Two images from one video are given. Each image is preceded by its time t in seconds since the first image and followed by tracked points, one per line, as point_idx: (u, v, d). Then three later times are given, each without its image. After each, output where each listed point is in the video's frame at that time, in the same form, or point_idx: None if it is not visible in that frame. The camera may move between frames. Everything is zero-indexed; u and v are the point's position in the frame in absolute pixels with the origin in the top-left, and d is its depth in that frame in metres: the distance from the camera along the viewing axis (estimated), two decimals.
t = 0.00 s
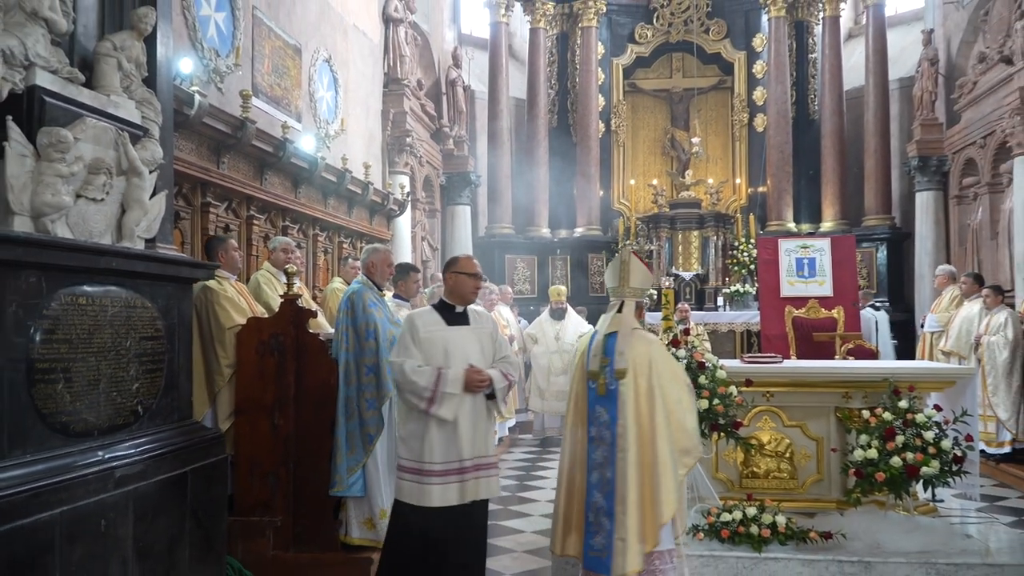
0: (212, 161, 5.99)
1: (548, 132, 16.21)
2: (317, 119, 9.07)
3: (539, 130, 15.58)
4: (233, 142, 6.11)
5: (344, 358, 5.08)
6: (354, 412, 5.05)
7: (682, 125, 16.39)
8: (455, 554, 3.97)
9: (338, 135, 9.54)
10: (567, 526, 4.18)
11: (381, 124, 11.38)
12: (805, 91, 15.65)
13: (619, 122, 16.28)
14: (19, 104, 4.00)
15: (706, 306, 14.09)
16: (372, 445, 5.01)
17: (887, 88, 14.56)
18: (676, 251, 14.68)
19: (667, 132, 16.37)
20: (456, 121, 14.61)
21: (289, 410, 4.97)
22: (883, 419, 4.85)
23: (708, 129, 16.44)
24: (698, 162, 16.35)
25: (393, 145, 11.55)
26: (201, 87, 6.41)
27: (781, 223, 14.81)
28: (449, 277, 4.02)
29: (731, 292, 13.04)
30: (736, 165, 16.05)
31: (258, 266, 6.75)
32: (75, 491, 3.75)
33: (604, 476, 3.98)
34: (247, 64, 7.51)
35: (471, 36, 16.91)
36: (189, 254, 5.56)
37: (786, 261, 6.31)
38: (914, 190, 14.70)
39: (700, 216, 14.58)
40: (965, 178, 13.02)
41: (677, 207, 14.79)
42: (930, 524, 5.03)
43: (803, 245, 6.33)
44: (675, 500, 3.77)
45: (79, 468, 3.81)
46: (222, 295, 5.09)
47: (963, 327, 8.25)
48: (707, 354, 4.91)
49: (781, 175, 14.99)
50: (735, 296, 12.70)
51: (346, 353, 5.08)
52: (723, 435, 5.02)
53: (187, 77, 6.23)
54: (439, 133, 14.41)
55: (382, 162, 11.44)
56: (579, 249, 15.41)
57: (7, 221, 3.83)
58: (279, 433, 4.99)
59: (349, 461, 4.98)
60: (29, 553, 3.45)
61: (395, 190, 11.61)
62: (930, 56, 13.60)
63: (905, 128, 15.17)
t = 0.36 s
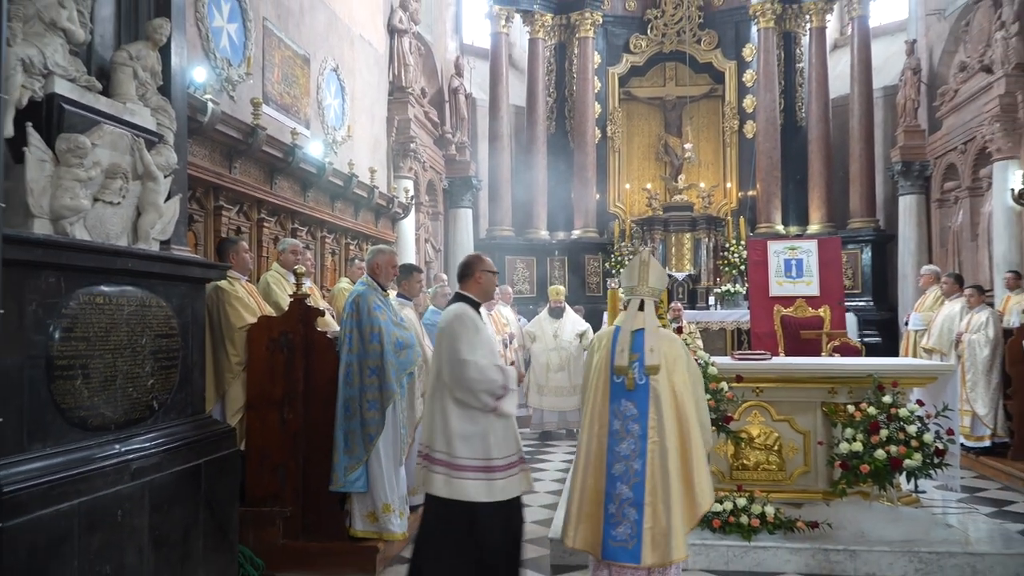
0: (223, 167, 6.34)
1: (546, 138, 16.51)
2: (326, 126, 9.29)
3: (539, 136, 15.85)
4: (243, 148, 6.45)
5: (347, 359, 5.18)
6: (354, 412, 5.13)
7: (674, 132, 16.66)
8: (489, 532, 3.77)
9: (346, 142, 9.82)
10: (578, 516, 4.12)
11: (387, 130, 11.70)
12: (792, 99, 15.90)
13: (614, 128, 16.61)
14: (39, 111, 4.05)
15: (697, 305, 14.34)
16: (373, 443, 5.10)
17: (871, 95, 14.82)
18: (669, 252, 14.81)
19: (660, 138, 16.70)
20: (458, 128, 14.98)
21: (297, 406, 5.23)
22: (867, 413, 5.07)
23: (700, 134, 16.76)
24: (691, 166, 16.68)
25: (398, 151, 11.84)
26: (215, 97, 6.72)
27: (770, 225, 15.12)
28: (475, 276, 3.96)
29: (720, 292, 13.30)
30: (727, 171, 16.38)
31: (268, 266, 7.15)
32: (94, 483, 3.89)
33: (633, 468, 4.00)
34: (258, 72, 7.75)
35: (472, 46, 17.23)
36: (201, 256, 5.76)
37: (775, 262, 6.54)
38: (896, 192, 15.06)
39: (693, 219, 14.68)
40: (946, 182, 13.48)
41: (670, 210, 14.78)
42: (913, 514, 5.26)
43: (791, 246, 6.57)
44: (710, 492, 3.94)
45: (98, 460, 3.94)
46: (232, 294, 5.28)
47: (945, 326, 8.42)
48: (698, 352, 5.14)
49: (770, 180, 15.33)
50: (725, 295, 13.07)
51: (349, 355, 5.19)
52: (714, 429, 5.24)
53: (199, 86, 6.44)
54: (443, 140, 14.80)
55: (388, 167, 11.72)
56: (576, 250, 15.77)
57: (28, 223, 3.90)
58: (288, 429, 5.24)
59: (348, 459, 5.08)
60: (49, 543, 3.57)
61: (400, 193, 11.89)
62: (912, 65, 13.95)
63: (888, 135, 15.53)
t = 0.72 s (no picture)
0: (235, 172, 6.63)
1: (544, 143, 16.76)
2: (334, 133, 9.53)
3: (538, 141, 16.11)
4: (254, 154, 6.75)
5: (352, 354, 5.36)
6: (359, 405, 5.32)
7: (668, 138, 16.88)
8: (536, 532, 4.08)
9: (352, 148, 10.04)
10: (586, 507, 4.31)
11: (392, 137, 11.93)
12: (781, 107, 16.12)
13: (610, 135, 16.83)
14: (57, 119, 4.09)
15: (690, 304, 14.62)
16: (376, 435, 5.30)
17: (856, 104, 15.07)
18: (663, 255, 15.21)
19: (655, 144, 16.95)
20: (461, 134, 15.23)
21: (306, 402, 5.46)
22: (853, 408, 5.27)
23: (693, 140, 16.98)
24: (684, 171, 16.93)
25: (402, 157, 12.08)
26: (227, 104, 6.99)
27: (760, 228, 15.38)
28: (507, 281, 4.29)
29: (713, 291, 13.66)
30: (718, 175, 16.57)
31: (278, 266, 7.48)
32: (110, 475, 3.95)
33: (641, 460, 4.20)
34: (269, 81, 7.99)
35: (474, 56, 17.51)
36: (213, 258, 5.95)
37: (764, 264, 6.78)
38: (879, 197, 15.25)
39: (685, 221, 15.08)
40: (929, 187, 13.75)
41: (664, 214, 15.29)
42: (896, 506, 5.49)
43: (780, 248, 6.80)
44: (716, 484, 4.23)
45: (113, 454, 4.01)
46: (244, 294, 5.50)
47: (927, 324, 8.85)
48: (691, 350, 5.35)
49: (760, 184, 15.60)
50: (716, 295, 13.38)
51: (355, 350, 5.37)
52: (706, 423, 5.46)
53: (213, 95, 6.64)
54: (445, 146, 15.08)
55: (393, 172, 11.97)
56: (574, 252, 16.02)
57: (47, 225, 3.95)
58: (298, 424, 5.47)
59: (352, 449, 5.29)
60: (67, 535, 3.60)
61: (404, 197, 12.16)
62: (896, 75, 14.14)
63: (872, 142, 15.73)
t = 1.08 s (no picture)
0: (244, 177, 6.88)
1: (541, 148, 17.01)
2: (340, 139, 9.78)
3: (536, 147, 16.40)
4: (263, 159, 6.99)
5: (361, 348, 5.63)
6: (367, 396, 5.55)
7: (661, 143, 17.14)
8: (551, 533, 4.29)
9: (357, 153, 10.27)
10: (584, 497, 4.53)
11: (395, 144, 12.16)
12: (770, 115, 16.34)
13: (606, 141, 17.06)
14: (75, 126, 4.07)
15: (683, 304, 14.89)
16: (382, 425, 5.51)
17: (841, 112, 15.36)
18: (655, 257, 15.52)
19: (649, 149, 17.21)
20: (462, 140, 15.46)
21: (313, 397, 5.68)
22: (837, 403, 5.49)
23: (684, 145, 17.25)
24: (678, 176, 17.20)
25: (405, 162, 12.32)
26: (237, 111, 7.24)
27: (749, 230, 15.66)
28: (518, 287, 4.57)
29: (702, 291, 14.11)
30: (709, 180, 16.80)
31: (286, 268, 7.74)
32: (125, 468, 4.02)
33: (637, 450, 4.44)
34: (277, 89, 8.22)
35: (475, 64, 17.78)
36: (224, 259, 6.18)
37: (753, 264, 7.01)
38: (863, 202, 15.50)
39: (677, 225, 15.40)
40: (909, 192, 14.03)
41: (657, 217, 15.62)
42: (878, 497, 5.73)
43: (768, 250, 7.04)
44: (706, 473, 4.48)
45: (129, 447, 4.09)
46: (252, 294, 5.67)
47: (909, 322, 9.15)
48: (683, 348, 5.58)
49: (749, 189, 15.86)
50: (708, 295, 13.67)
51: (364, 343, 5.64)
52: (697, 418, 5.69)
53: (224, 102, 6.91)
54: (447, 151, 15.33)
55: (396, 177, 12.21)
56: (571, 253, 16.26)
57: (65, 228, 3.96)
58: (305, 418, 5.69)
59: (359, 438, 5.51)
60: (85, 524, 3.69)
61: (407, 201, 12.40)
62: (878, 84, 14.45)
63: (855, 147, 15.96)
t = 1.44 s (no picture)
0: (243, 178, 6.90)
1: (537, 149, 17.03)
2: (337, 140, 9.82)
3: (533, 147, 16.40)
4: (262, 160, 7.02)
5: (363, 347, 5.67)
6: (367, 396, 5.57)
7: (658, 145, 17.19)
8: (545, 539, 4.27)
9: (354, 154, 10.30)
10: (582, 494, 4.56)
11: (393, 144, 12.18)
12: (765, 117, 16.36)
13: (602, 142, 17.10)
14: (73, 127, 4.08)
15: (679, 304, 14.94)
16: (382, 425, 5.54)
17: (836, 114, 15.41)
18: (652, 256, 15.52)
19: (645, 151, 17.25)
20: (458, 141, 15.47)
21: (310, 397, 5.70)
22: (832, 403, 5.53)
23: (681, 146, 17.30)
24: (674, 177, 17.24)
25: (403, 163, 12.33)
26: (236, 112, 7.27)
27: (743, 231, 15.72)
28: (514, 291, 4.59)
29: (698, 292, 14.22)
30: (705, 180, 16.86)
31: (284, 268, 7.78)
32: (123, 467, 4.04)
33: (632, 449, 4.47)
34: (276, 90, 8.24)
35: (472, 65, 17.81)
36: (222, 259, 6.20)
37: (749, 265, 7.06)
38: (859, 203, 15.56)
39: (674, 225, 15.41)
40: (904, 193, 14.08)
41: (652, 217, 15.55)
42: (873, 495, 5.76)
43: (763, 250, 7.13)
44: (701, 471, 4.52)
45: (127, 447, 4.10)
46: (249, 295, 5.69)
47: (904, 322, 9.22)
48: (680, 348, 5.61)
49: (745, 189, 15.94)
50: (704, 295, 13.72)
51: (365, 343, 5.68)
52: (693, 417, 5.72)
53: (223, 103, 6.94)
54: (444, 152, 15.35)
55: (394, 178, 12.23)
56: (568, 254, 16.30)
57: (64, 228, 3.98)
58: (302, 417, 5.71)
59: (360, 437, 5.53)
60: (82, 522, 3.70)
61: (405, 201, 12.42)
62: (873, 86, 14.50)
63: (850, 148, 16.06)
